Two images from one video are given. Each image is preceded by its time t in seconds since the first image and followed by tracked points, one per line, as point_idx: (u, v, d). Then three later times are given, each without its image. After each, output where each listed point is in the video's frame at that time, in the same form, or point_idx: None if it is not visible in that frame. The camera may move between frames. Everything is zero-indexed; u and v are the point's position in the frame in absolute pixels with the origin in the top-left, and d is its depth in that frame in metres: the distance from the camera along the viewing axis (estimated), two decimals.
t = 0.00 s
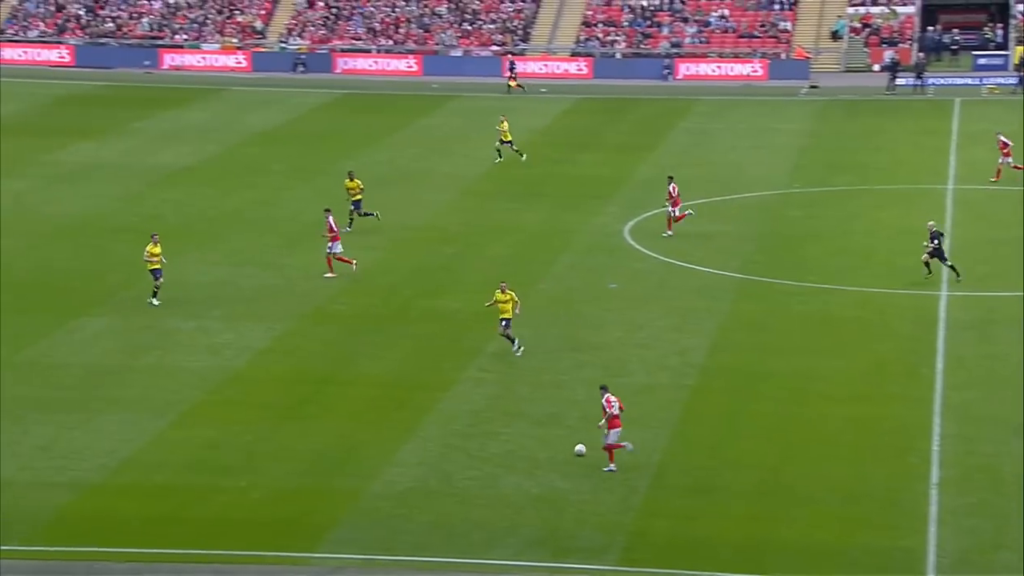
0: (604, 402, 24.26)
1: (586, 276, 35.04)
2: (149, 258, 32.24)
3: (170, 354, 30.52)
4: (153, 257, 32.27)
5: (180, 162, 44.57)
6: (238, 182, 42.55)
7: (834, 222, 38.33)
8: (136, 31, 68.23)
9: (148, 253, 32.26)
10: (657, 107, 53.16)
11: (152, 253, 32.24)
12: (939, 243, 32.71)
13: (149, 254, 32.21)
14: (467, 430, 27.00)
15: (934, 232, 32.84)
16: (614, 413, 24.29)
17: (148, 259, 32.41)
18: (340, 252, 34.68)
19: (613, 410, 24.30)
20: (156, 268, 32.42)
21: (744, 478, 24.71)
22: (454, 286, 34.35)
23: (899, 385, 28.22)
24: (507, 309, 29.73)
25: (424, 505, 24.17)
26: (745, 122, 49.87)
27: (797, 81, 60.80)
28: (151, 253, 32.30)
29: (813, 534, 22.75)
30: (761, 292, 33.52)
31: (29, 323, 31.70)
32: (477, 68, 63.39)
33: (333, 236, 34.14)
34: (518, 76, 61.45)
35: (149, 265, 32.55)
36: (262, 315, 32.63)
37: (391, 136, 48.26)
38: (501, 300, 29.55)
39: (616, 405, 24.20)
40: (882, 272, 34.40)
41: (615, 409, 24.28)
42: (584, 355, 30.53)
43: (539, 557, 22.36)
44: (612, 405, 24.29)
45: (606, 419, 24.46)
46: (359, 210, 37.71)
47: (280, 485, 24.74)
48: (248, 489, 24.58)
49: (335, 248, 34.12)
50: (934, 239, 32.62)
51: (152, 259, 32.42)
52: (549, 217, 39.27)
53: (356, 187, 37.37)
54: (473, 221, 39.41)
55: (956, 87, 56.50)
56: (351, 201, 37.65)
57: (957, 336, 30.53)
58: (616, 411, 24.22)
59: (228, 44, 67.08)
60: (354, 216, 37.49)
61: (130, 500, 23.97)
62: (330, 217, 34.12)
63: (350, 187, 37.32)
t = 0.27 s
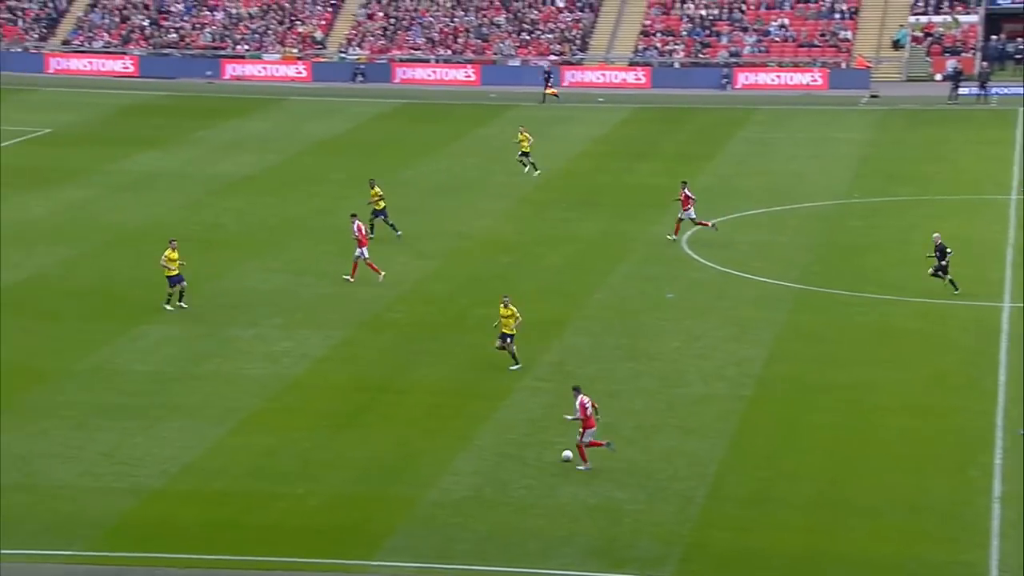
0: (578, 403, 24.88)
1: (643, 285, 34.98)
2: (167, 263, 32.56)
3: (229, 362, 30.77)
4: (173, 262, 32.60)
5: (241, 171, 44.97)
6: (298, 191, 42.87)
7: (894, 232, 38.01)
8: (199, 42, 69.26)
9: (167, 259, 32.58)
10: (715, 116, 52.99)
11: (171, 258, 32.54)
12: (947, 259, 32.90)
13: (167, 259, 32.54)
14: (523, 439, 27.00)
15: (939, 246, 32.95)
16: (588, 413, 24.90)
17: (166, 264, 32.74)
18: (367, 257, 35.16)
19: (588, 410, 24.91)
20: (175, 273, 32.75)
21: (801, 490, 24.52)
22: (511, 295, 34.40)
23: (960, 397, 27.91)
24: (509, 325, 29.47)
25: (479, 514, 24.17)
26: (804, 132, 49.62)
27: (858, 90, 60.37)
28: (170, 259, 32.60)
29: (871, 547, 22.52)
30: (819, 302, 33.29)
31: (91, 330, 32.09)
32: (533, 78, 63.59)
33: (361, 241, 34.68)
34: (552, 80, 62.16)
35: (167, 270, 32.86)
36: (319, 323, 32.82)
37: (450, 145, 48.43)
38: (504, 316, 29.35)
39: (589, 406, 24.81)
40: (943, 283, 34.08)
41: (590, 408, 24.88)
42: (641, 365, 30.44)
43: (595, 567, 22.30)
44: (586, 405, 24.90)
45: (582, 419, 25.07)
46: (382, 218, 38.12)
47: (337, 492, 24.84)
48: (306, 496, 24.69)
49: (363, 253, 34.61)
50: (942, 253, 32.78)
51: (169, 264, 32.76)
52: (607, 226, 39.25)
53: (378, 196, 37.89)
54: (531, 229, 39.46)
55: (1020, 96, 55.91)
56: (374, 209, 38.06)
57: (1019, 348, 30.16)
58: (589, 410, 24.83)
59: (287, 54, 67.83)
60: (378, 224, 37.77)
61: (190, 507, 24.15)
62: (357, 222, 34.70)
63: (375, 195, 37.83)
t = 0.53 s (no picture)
0: (550, 400, 25.28)
1: (703, 293, 34.85)
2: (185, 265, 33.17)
3: (290, 368, 31.02)
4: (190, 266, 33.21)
5: (303, 178, 45.33)
6: (359, 198, 43.13)
7: (958, 240, 37.60)
8: (262, 50, 69.93)
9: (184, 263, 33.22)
10: (776, 124, 52.68)
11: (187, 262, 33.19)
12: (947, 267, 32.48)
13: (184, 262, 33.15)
14: (581, 447, 26.98)
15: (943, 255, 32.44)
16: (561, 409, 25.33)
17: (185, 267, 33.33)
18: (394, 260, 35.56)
19: (560, 406, 25.34)
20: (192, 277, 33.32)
21: (862, 500, 24.29)
22: (570, 302, 34.40)
23: None
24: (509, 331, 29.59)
25: (537, 521, 24.17)
26: (866, 139, 49.21)
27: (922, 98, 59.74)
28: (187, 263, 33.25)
29: (933, 557, 22.24)
30: (881, 311, 33.01)
31: (154, 336, 32.47)
32: (593, 85, 63.83)
33: (388, 244, 35.05)
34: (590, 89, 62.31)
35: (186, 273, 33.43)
36: (378, 330, 33.01)
37: (509, 153, 48.51)
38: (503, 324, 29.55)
39: (559, 403, 25.25)
40: (1007, 293, 33.66)
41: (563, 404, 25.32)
42: (700, 373, 30.33)
43: None
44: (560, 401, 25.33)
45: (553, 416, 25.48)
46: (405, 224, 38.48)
47: (396, 499, 24.94)
48: (365, 502, 24.81)
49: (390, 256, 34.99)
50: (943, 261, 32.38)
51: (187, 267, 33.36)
52: (666, 234, 39.16)
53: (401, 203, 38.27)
54: (589, 236, 39.42)
55: None
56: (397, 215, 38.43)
57: None
58: (562, 407, 25.26)
59: (349, 62, 68.27)
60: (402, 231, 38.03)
61: (250, 511, 24.37)
62: (385, 226, 35.14)
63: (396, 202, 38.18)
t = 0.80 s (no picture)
0: (528, 400, 25.72)
1: (758, 300, 34.65)
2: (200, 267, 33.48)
3: (345, 373, 31.14)
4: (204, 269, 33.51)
5: (359, 184, 45.55)
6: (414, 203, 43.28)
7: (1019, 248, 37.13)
8: (318, 56, 70.43)
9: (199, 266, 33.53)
10: (834, 130, 52.28)
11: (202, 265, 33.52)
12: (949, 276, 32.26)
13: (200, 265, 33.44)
14: (635, 454, 26.89)
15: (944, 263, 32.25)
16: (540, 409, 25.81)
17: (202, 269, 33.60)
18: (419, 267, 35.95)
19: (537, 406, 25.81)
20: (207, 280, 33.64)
21: (920, 510, 24.01)
22: (624, 309, 34.30)
23: None
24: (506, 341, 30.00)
25: (590, 528, 24.11)
26: (926, 145, 48.72)
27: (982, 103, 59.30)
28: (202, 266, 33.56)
29: (993, 569, 21.93)
30: (939, 319, 32.66)
31: (211, 341, 32.72)
32: (649, 92, 63.31)
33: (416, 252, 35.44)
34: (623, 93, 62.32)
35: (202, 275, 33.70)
36: (432, 335, 33.09)
37: (565, 158, 48.49)
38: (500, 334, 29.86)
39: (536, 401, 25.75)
40: None
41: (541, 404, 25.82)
42: (755, 381, 30.15)
43: None
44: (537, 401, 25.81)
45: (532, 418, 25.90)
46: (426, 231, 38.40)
47: (449, 504, 24.97)
48: (419, 507, 24.86)
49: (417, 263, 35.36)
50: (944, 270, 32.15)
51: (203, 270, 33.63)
52: (721, 241, 38.97)
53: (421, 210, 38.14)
54: (644, 242, 39.30)
55: None
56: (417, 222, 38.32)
57: None
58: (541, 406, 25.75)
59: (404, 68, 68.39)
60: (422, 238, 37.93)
61: (305, 516, 24.48)
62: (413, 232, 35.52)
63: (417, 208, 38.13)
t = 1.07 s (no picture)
0: (505, 398, 26.23)
1: (812, 308, 34.39)
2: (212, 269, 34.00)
3: (396, 380, 31.22)
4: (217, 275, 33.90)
5: (411, 191, 45.68)
6: (467, 210, 43.34)
7: None
8: (371, 64, 70.70)
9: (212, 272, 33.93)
10: (890, 137, 51.85)
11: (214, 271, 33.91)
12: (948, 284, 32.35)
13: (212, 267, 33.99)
14: (687, 463, 26.75)
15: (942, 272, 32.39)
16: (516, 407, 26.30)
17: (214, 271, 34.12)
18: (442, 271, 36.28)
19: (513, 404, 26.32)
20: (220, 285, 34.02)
21: (977, 522, 23.71)
22: (676, 317, 34.15)
23: None
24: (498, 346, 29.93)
25: (642, 536, 24.01)
26: (983, 153, 48.20)
27: None
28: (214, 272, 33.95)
29: None
30: (997, 329, 32.27)
31: (264, 347, 32.92)
32: (702, 99, 63.43)
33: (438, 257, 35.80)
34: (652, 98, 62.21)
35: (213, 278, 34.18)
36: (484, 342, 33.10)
37: (617, 166, 48.40)
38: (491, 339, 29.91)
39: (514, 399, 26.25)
40: None
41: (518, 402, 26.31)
42: (809, 390, 29.92)
43: None
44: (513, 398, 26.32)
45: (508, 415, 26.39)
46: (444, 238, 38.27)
47: (501, 511, 24.94)
48: (471, 514, 24.84)
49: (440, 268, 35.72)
50: (943, 278, 32.25)
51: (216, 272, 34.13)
52: (775, 248, 38.73)
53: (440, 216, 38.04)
54: (697, 249, 39.11)
55: None
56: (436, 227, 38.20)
57: None
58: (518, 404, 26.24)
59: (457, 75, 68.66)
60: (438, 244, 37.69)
61: (356, 522, 24.55)
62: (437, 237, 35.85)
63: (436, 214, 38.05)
